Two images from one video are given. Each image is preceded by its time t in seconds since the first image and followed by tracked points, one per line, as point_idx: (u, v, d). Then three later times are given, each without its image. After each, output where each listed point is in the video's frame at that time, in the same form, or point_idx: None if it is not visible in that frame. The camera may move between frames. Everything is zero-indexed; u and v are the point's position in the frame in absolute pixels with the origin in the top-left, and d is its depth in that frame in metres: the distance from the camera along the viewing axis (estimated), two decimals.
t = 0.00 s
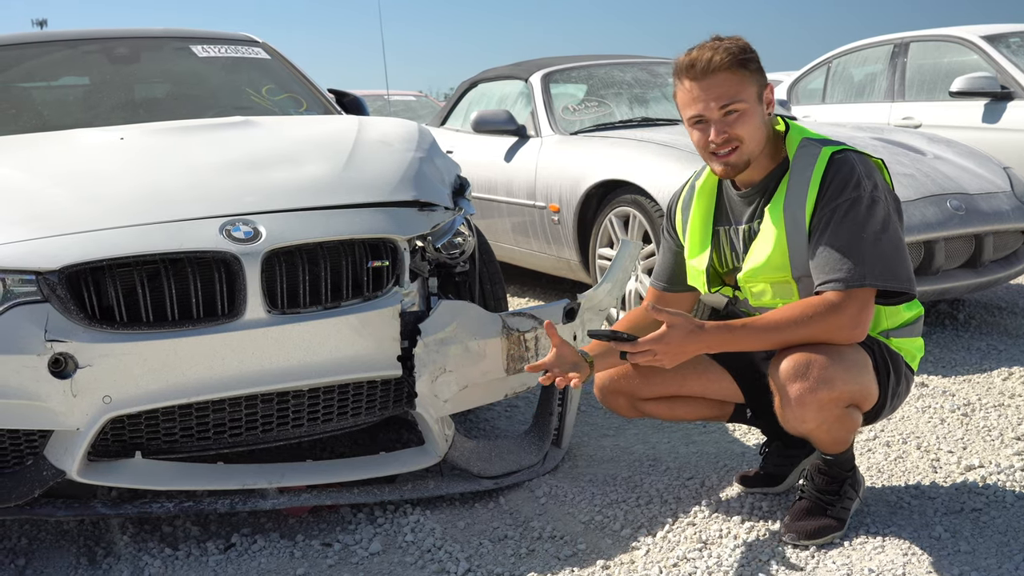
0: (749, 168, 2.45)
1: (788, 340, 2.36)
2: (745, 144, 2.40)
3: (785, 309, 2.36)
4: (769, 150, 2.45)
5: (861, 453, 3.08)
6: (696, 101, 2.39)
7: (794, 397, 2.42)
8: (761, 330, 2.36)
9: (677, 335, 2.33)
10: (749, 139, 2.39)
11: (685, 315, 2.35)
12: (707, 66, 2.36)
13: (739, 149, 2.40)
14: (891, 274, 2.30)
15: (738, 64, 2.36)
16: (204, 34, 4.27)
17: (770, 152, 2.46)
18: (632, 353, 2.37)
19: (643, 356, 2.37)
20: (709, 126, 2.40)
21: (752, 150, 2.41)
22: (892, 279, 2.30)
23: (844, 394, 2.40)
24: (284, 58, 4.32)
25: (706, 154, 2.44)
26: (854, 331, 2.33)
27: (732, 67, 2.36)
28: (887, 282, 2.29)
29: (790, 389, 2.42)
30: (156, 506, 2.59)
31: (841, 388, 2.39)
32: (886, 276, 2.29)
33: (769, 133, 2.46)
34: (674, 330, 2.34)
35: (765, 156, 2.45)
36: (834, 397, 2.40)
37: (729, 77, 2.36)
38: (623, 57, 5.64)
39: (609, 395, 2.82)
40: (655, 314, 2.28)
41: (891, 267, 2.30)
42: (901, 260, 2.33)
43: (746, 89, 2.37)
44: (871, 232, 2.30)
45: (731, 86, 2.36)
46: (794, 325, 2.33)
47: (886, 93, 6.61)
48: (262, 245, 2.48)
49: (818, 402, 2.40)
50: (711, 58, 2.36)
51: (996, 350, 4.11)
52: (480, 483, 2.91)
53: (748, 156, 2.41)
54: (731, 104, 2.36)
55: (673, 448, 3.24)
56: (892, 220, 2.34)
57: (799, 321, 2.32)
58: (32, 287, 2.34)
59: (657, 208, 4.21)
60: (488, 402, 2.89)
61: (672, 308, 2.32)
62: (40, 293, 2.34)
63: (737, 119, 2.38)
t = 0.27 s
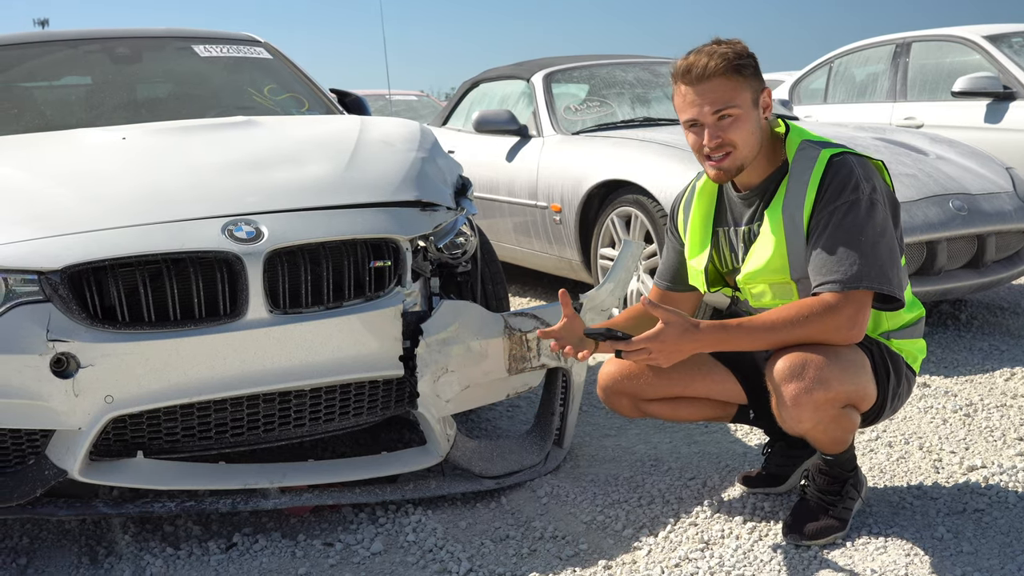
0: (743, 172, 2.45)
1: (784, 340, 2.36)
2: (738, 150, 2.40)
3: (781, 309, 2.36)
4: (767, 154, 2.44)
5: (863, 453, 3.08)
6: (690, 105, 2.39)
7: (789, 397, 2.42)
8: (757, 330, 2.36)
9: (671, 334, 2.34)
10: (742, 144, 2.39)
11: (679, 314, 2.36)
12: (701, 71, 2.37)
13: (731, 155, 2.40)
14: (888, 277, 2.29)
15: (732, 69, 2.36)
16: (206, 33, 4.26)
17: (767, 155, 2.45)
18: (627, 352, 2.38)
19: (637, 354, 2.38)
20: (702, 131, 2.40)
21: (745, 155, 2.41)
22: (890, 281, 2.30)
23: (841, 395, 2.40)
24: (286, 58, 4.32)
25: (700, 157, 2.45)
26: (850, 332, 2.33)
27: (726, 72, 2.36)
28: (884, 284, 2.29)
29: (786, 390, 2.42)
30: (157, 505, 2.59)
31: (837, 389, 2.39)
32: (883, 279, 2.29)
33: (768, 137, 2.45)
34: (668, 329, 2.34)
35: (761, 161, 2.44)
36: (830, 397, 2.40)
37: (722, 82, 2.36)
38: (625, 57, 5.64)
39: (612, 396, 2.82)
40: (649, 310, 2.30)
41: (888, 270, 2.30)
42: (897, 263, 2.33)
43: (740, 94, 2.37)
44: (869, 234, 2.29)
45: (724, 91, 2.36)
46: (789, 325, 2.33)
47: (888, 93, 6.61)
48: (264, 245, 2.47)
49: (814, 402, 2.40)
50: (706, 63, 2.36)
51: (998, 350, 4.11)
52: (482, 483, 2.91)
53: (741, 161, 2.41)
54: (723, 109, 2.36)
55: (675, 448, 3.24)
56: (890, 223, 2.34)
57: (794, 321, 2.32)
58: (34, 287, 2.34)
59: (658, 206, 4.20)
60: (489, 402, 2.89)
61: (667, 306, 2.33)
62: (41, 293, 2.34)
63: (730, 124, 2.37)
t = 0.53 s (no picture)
0: (752, 163, 2.45)
1: (789, 339, 2.35)
2: (748, 140, 2.40)
3: (787, 308, 2.35)
4: (770, 145, 2.45)
5: (865, 453, 3.08)
6: (696, 99, 2.38)
7: (798, 395, 2.41)
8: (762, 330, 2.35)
9: (676, 338, 2.35)
10: (751, 135, 2.39)
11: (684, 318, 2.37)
12: (705, 64, 2.36)
13: (742, 146, 2.40)
14: (893, 270, 2.29)
15: (736, 60, 2.36)
16: (208, 33, 4.27)
17: (771, 146, 2.46)
18: (633, 356, 2.39)
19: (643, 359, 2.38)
20: (711, 124, 2.39)
21: (754, 146, 2.41)
22: (895, 274, 2.29)
23: (849, 393, 2.40)
24: (288, 58, 4.32)
25: (708, 151, 2.43)
26: (855, 329, 2.33)
27: (731, 63, 2.35)
28: (889, 277, 2.28)
29: (796, 387, 2.41)
30: (159, 505, 2.59)
31: (846, 386, 2.39)
32: (888, 272, 2.28)
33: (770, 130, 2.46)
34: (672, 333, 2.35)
35: (767, 152, 2.45)
36: (839, 395, 2.39)
37: (728, 73, 2.35)
38: (627, 57, 5.64)
39: (608, 402, 2.83)
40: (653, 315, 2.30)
41: (893, 263, 2.30)
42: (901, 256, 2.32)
43: (746, 85, 2.37)
44: (873, 228, 2.29)
45: (730, 82, 2.35)
46: (795, 323, 2.32)
47: (890, 93, 6.60)
48: (266, 245, 2.48)
49: (824, 400, 2.39)
50: (710, 56, 2.36)
51: (1000, 351, 4.10)
52: (483, 483, 2.91)
53: (751, 152, 2.41)
54: (731, 100, 2.36)
55: (676, 448, 3.24)
56: (894, 217, 2.34)
57: (800, 319, 2.32)
58: (36, 287, 2.34)
59: (660, 207, 4.20)
60: (491, 402, 2.89)
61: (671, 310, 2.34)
62: (44, 293, 2.35)
63: (738, 115, 2.37)
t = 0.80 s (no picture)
0: (772, 158, 2.45)
1: (801, 337, 2.35)
2: (770, 134, 2.40)
3: (799, 305, 2.35)
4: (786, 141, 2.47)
5: (866, 454, 3.08)
6: (719, 92, 2.38)
7: (810, 393, 2.41)
8: (777, 325, 2.35)
9: (692, 329, 2.32)
10: (773, 128, 2.40)
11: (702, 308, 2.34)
12: (729, 56, 2.37)
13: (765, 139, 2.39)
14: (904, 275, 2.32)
15: (758, 54, 2.37)
16: (210, 33, 4.27)
17: (786, 142, 2.47)
18: (646, 342, 2.37)
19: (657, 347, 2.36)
20: (733, 116, 2.39)
21: (775, 140, 2.41)
22: (905, 279, 2.32)
23: (860, 391, 2.40)
24: (290, 58, 4.32)
25: (729, 145, 2.42)
26: (867, 328, 2.33)
27: (753, 57, 2.37)
28: (901, 282, 2.31)
29: (806, 385, 2.41)
30: (161, 505, 2.59)
31: (856, 384, 2.39)
32: (900, 277, 2.31)
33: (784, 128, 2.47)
34: (689, 322, 2.32)
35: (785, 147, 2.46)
36: (850, 393, 2.40)
37: (752, 66, 2.36)
38: (629, 57, 5.64)
39: (604, 413, 2.81)
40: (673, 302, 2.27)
41: (903, 268, 2.33)
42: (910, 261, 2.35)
43: (768, 78, 2.38)
44: (888, 231, 2.30)
45: (753, 75, 2.36)
46: (807, 321, 2.33)
47: (892, 94, 6.60)
48: (269, 245, 2.48)
49: (835, 399, 2.39)
50: (734, 48, 2.36)
51: (1001, 351, 4.10)
52: (485, 483, 2.91)
53: (772, 146, 2.42)
54: (755, 92, 2.36)
55: (678, 449, 3.24)
56: (903, 222, 2.36)
57: (815, 316, 2.32)
58: (39, 287, 2.35)
59: (662, 207, 4.20)
60: (493, 403, 2.90)
61: (689, 300, 2.31)
62: (46, 293, 2.35)
63: (761, 108, 2.38)
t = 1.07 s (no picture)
0: (772, 161, 2.46)
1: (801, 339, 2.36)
2: (772, 138, 2.40)
3: (800, 307, 2.36)
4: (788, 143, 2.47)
5: (866, 454, 3.09)
6: (722, 94, 2.39)
7: (806, 394, 2.43)
8: (777, 328, 2.35)
9: (695, 331, 2.35)
10: (774, 132, 2.40)
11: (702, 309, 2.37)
12: (733, 59, 2.37)
13: (766, 143, 2.40)
14: (905, 280, 2.32)
15: (762, 57, 2.38)
16: (211, 34, 4.28)
17: (790, 145, 2.47)
18: (650, 347, 2.39)
19: (661, 352, 2.38)
20: (735, 119, 2.40)
21: (776, 144, 2.42)
22: (905, 284, 2.33)
23: (856, 393, 2.41)
24: (291, 59, 4.33)
25: (730, 147, 2.43)
26: (866, 331, 2.33)
27: (758, 59, 2.37)
28: (901, 286, 2.32)
29: (802, 387, 2.43)
30: (162, 505, 2.60)
31: (852, 386, 2.40)
32: (900, 281, 2.32)
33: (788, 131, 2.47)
34: (693, 325, 2.35)
35: (786, 150, 2.46)
36: (846, 395, 2.40)
37: (756, 68, 2.37)
38: (630, 58, 5.65)
39: (604, 413, 2.82)
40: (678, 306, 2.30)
41: (904, 272, 2.33)
42: (912, 265, 2.36)
43: (772, 81, 2.38)
44: (890, 236, 2.31)
45: (757, 78, 2.37)
46: (807, 324, 2.33)
47: (892, 94, 6.61)
48: (270, 245, 2.49)
49: (831, 400, 2.40)
50: (738, 51, 2.37)
51: (1001, 351, 4.11)
52: (485, 483, 2.92)
53: (773, 150, 2.42)
54: (758, 96, 2.37)
55: (678, 448, 3.25)
56: (906, 226, 2.37)
57: (814, 319, 2.33)
58: (40, 287, 2.35)
59: (662, 208, 4.21)
60: (493, 403, 2.90)
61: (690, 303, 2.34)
62: (48, 293, 2.36)
63: (763, 112, 2.38)
